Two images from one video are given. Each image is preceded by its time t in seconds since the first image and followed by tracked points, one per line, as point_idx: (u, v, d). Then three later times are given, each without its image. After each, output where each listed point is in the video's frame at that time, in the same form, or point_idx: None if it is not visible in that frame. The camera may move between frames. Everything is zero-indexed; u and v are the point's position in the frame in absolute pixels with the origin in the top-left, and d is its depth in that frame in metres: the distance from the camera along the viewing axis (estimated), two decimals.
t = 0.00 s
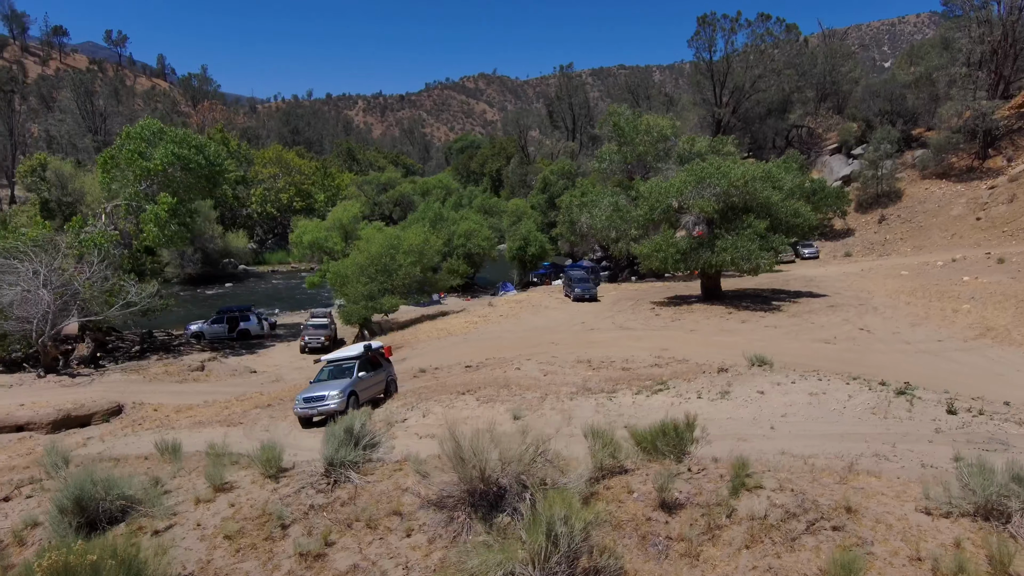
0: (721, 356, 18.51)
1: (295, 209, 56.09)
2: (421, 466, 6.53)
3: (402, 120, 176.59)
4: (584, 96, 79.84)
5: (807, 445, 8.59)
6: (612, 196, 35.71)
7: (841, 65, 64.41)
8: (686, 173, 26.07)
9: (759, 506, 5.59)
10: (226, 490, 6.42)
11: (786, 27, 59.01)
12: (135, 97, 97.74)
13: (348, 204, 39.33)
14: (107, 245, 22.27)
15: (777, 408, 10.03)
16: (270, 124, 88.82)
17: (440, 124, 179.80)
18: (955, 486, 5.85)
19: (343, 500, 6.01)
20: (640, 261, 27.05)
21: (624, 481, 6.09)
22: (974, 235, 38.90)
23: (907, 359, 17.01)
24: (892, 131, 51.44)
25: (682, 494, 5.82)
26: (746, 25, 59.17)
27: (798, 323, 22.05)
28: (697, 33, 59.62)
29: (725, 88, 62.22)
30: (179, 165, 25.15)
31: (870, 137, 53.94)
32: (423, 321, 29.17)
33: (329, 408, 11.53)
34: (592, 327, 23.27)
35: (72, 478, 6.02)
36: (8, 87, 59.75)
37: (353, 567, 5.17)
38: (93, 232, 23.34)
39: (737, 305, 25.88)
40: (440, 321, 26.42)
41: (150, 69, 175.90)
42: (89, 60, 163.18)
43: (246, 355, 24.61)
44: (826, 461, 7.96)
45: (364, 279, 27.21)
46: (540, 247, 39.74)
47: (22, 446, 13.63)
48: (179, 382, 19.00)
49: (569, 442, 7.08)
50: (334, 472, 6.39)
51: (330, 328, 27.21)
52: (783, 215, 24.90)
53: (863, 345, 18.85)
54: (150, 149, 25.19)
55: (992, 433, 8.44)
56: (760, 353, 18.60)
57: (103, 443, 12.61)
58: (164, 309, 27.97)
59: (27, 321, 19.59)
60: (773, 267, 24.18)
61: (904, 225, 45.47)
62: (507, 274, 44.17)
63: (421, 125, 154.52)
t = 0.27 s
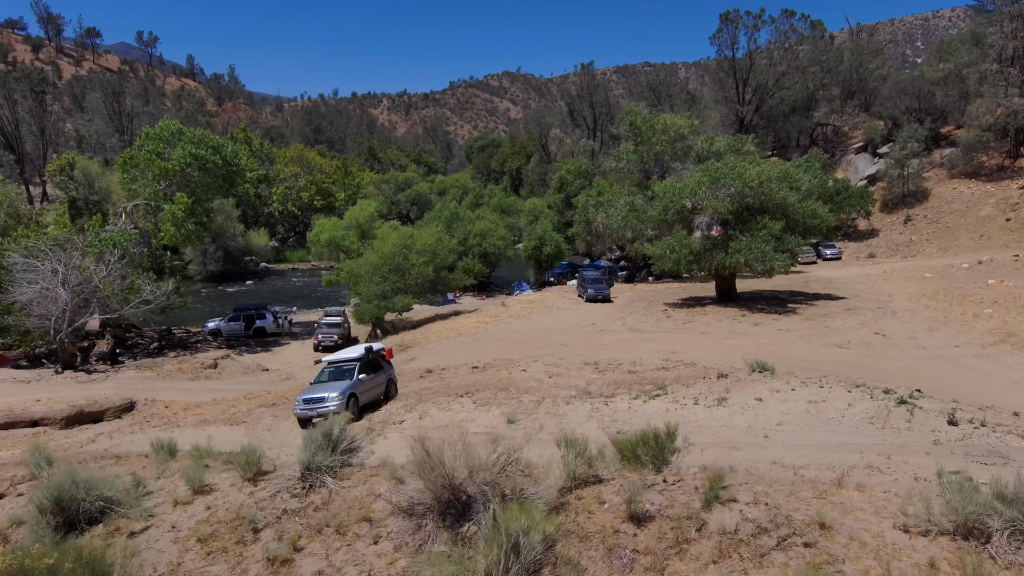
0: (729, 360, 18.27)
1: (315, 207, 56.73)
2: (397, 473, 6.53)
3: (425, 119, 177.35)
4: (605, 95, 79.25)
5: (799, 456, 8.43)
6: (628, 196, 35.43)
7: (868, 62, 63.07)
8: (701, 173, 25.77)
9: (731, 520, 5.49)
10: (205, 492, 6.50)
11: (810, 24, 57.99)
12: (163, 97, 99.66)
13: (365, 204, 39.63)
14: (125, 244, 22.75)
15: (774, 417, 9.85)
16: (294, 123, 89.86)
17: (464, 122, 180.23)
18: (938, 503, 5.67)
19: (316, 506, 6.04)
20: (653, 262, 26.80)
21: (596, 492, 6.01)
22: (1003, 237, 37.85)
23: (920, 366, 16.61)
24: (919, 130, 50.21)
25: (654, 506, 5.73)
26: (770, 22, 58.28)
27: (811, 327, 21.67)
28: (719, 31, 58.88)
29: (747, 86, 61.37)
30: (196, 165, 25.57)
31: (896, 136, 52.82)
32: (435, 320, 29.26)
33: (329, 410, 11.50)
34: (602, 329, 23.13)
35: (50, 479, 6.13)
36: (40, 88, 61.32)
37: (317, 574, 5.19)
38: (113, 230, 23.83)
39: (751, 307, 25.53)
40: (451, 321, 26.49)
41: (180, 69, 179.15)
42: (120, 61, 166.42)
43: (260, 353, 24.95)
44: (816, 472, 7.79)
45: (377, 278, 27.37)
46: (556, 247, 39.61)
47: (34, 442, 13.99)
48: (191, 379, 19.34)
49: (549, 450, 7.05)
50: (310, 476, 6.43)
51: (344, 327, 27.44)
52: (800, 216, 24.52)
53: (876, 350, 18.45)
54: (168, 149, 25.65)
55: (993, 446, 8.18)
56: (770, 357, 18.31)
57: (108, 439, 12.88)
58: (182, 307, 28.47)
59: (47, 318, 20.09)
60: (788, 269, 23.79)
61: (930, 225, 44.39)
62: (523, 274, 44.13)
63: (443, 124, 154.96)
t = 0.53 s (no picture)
0: (739, 363, 18.01)
1: (337, 206, 57.32)
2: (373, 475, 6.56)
3: (449, 118, 177.92)
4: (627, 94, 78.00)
5: (790, 464, 8.28)
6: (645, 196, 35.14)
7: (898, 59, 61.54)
8: (716, 173, 25.47)
9: (699, 529, 5.41)
10: (186, 490, 6.61)
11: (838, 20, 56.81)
12: (193, 98, 101.59)
13: (383, 203, 39.91)
14: (145, 242, 23.26)
15: (770, 423, 9.69)
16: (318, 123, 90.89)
17: (488, 121, 180.51)
18: (916, 517, 5.52)
19: (290, 506, 6.11)
20: (667, 263, 26.56)
21: (568, 498, 5.97)
22: None
23: (935, 372, 16.21)
24: (949, 129, 48.89)
25: (623, 513, 5.68)
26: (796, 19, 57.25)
27: (827, 330, 21.27)
28: (743, 28, 58.04)
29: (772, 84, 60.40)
30: (214, 165, 26.02)
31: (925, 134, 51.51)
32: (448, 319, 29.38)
33: (330, 409, 11.46)
34: (613, 330, 22.98)
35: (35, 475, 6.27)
36: (73, 90, 62.95)
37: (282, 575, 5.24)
38: (134, 229, 24.33)
39: (767, 310, 25.13)
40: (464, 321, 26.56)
41: (211, 70, 182.55)
42: (152, 62, 169.90)
43: (275, 350, 25.31)
44: (804, 482, 7.65)
45: (391, 277, 27.56)
46: (573, 247, 39.45)
47: (48, 435, 14.37)
48: (205, 376, 19.70)
49: (528, 454, 7.03)
50: (288, 477, 6.51)
51: (358, 326, 27.68)
52: (817, 218, 24.08)
53: (892, 355, 18.03)
54: (188, 149, 26.13)
55: (992, 458, 7.95)
56: (781, 361, 18.02)
57: (117, 434, 13.19)
58: (201, 304, 29.00)
59: (68, 314, 20.62)
60: (804, 271, 23.40)
61: (959, 226, 43.22)
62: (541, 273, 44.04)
63: (467, 123, 155.23)
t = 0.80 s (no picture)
0: (749, 366, 17.76)
1: (359, 205, 57.85)
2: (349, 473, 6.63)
3: (474, 117, 178.30)
4: (650, 94, 76.66)
5: (780, 469, 8.16)
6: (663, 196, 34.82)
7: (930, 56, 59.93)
8: (732, 173, 25.16)
9: (664, 534, 5.36)
10: (169, 484, 6.76)
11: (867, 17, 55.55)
12: (221, 98, 103.45)
13: (401, 202, 40.19)
14: (165, 241, 23.83)
15: (764, 428, 9.56)
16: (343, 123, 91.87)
17: (513, 120, 180.51)
18: (889, 525, 5.42)
19: (265, 502, 6.21)
20: (682, 264, 26.32)
21: (538, 500, 5.96)
22: None
23: (950, 378, 15.79)
24: (981, 127, 47.48)
25: (592, 516, 5.67)
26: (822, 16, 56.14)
27: (842, 333, 20.87)
28: (768, 26, 57.13)
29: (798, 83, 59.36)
30: (233, 165, 26.53)
31: (956, 133, 50.12)
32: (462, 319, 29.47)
33: (331, 408, 11.37)
34: (624, 331, 22.85)
35: (22, 467, 6.47)
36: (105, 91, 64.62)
37: (250, 569, 5.34)
38: (155, 227, 24.91)
39: (784, 312, 24.74)
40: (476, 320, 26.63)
41: (241, 71, 185.85)
42: (184, 64, 173.32)
43: (290, 348, 25.68)
44: (791, 488, 7.54)
45: (406, 276, 27.75)
46: (590, 247, 39.29)
47: (64, 428, 14.79)
48: (219, 372, 20.09)
49: (506, 455, 7.04)
50: (267, 475, 6.60)
51: (372, 324, 27.92)
52: (835, 219, 23.64)
53: (907, 360, 17.61)
54: (208, 150, 26.66)
55: (988, 468, 7.75)
56: (793, 365, 17.72)
57: (127, 428, 13.52)
58: (220, 301, 29.50)
59: (89, 310, 21.17)
60: (821, 273, 22.99)
61: (990, 228, 41.97)
62: (559, 273, 43.89)
63: (492, 122, 155.32)
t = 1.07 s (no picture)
0: (758, 368, 17.54)
1: (380, 204, 58.33)
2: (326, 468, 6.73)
3: (498, 116, 178.48)
4: (674, 93, 76.03)
5: (766, 474, 8.06)
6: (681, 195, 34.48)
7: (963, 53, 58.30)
8: (747, 173, 24.83)
9: (626, 537, 5.35)
10: (153, 477, 6.94)
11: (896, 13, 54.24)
12: (249, 98, 105.18)
13: (419, 202, 40.43)
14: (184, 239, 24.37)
15: (756, 431, 9.45)
16: (367, 122, 92.73)
17: (538, 119, 180.28)
18: (857, 531, 5.33)
19: (241, 496, 6.34)
20: (696, 264, 26.05)
21: (506, 499, 5.99)
22: None
23: (964, 384, 15.41)
24: (1015, 126, 46.06)
25: (557, 516, 5.68)
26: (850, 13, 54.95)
27: (857, 336, 20.48)
28: (793, 22, 56.14)
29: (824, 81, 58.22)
30: (251, 165, 27.01)
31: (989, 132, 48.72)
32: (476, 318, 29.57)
33: (331, 406, 11.35)
34: (634, 331, 22.72)
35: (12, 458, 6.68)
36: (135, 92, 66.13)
37: (219, 561, 5.47)
38: (175, 226, 25.46)
39: (799, 314, 24.35)
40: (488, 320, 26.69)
41: (270, 71, 188.68)
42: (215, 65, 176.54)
43: (304, 345, 26.05)
44: (774, 493, 7.46)
45: (420, 275, 27.93)
46: (607, 247, 39.12)
47: (79, 421, 15.24)
48: (232, 367, 20.48)
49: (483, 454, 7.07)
50: (246, 470, 6.72)
51: (386, 322, 28.15)
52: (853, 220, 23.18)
53: (921, 364, 17.23)
54: (227, 150, 27.17)
55: (980, 476, 7.57)
56: (802, 368, 17.45)
57: (136, 422, 13.86)
58: (239, 299, 30.00)
59: (109, 306, 21.71)
60: (837, 275, 22.58)
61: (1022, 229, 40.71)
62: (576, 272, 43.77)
63: (516, 122, 155.20)
